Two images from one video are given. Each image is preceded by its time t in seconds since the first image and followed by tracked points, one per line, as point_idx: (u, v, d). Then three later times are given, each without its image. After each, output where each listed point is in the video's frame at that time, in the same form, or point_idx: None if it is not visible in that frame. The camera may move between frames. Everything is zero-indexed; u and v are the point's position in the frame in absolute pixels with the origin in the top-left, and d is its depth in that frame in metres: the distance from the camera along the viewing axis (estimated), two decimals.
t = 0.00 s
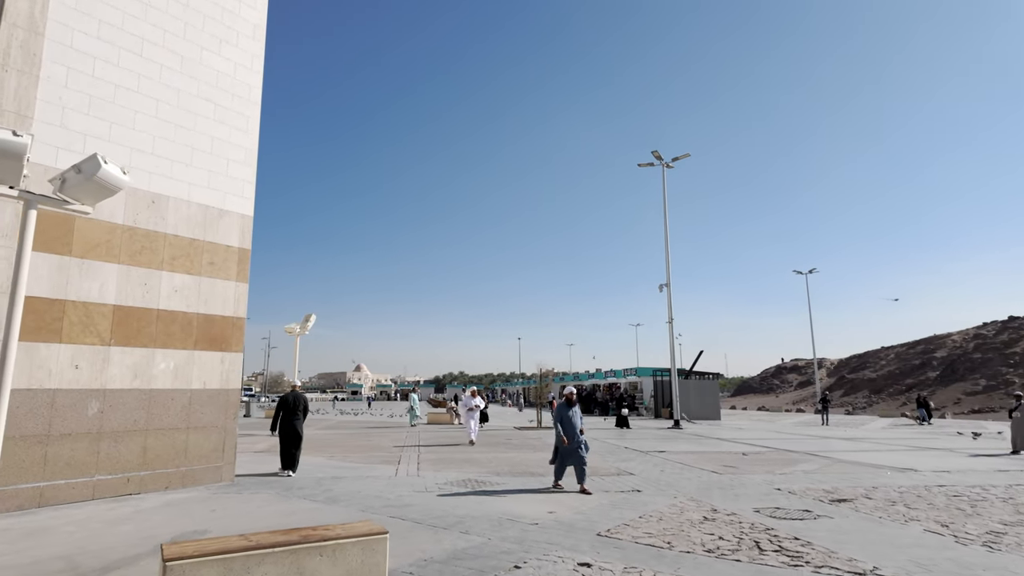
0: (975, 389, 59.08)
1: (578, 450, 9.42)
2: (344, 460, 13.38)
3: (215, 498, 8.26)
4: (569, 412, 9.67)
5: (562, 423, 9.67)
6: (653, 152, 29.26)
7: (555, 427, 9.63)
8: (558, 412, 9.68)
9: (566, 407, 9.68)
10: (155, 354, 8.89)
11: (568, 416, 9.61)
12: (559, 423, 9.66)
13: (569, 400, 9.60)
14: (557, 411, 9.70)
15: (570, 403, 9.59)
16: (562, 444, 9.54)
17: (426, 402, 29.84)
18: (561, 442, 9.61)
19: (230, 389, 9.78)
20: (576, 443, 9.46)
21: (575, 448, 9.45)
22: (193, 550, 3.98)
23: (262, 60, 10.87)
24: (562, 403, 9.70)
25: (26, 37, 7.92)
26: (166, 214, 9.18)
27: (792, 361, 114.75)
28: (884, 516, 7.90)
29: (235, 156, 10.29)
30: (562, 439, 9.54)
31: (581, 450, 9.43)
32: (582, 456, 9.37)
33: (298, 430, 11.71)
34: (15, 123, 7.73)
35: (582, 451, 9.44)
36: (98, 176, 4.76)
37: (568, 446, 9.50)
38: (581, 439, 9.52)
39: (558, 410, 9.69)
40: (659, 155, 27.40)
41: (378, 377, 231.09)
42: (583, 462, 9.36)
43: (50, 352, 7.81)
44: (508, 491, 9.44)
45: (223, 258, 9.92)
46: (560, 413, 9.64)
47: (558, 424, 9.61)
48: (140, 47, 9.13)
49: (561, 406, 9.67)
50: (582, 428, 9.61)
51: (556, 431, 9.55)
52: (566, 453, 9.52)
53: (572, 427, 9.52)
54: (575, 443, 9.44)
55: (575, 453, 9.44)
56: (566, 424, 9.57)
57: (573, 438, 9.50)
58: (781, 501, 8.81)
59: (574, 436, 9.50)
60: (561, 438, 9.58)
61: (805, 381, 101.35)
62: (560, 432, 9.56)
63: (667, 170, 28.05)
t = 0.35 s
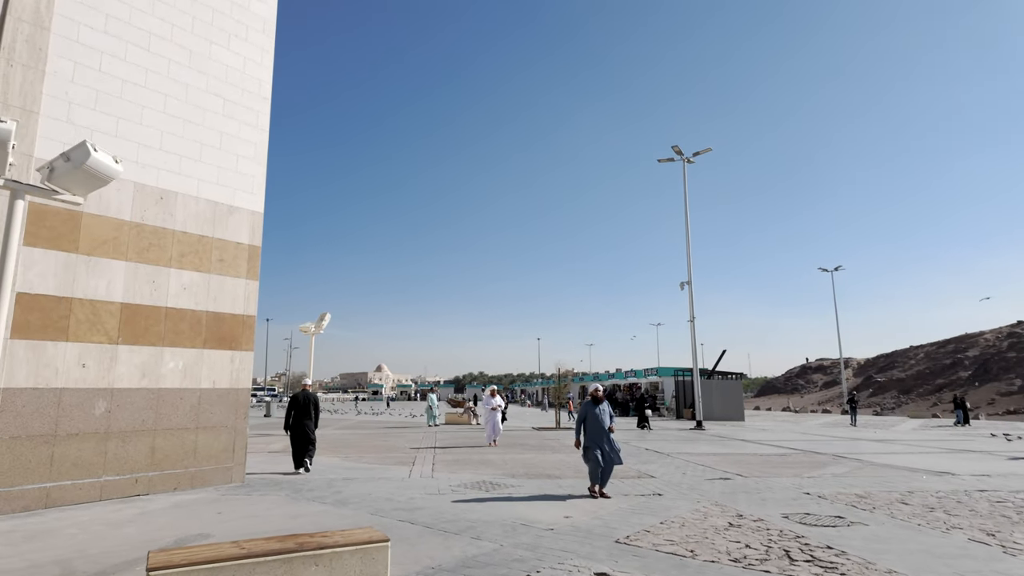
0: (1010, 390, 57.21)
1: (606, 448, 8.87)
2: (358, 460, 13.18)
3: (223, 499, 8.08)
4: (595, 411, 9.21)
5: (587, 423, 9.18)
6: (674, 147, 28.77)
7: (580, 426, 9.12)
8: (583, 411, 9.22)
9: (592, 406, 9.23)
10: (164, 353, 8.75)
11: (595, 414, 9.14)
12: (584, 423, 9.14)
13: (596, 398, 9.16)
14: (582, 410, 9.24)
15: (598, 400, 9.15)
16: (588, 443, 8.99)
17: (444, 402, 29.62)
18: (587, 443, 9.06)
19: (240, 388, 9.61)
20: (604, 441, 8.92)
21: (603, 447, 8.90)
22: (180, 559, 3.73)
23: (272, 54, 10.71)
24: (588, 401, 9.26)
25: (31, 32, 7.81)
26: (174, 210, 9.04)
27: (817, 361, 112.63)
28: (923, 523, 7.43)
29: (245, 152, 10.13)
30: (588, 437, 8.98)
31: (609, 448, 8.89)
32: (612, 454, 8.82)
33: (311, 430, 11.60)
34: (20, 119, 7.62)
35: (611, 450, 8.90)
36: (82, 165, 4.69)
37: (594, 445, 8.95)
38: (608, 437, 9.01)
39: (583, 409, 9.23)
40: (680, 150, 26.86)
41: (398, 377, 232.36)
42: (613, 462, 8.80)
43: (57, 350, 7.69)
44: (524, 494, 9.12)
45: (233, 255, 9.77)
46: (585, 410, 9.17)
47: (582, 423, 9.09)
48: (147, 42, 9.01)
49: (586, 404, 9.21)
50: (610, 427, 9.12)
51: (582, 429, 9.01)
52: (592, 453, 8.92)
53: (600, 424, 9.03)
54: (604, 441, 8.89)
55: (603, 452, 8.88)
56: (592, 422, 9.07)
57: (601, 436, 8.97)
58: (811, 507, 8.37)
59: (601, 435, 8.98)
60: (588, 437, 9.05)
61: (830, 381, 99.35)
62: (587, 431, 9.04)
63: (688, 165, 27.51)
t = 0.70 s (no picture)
0: None
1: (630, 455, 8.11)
2: (369, 461, 12.94)
3: (226, 501, 7.84)
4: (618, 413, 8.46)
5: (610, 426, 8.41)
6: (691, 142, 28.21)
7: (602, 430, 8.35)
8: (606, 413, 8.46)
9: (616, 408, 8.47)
10: (167, 351, 8.55)
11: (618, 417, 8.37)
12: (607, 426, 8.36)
13: (617, 399, 8.45)
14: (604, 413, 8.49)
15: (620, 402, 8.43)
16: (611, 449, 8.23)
17: (459, 401, 29.36)
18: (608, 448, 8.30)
19: (246, 387, 9.40)
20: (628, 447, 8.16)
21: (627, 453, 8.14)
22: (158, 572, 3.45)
23: (278, 46, 10.49)
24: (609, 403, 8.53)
25: (30, 23, 7.65)
26: (177, 206, 8.84)
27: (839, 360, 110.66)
28: (962, 531, 6.96)
29: (250, 146, 9.92)
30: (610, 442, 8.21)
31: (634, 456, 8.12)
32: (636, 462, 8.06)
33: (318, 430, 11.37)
34: (19, 112, 7.46)
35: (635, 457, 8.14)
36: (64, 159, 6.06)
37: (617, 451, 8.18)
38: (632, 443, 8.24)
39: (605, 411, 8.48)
40: (698, 144, 26.33)
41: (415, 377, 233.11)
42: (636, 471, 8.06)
43: (57, 349, 7.51)
44: (536, 497, 8.77)
45: (238, 251, 9.55)
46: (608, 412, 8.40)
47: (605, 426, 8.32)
48: (150, 33, 8.82)
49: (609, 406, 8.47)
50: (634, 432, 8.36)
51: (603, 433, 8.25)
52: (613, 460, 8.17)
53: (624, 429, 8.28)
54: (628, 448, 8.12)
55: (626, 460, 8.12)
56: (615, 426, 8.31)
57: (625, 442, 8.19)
58: (839, 513, 7.92)
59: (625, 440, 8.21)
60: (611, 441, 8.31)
61: (853, 380, 97.54)
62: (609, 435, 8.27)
63: (706, 160, 26.91)
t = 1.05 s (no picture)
0: None
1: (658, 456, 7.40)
2: (380, 462, 12.71)
3: (229, 504, 7.63)
4: (642, 413, 7.72)
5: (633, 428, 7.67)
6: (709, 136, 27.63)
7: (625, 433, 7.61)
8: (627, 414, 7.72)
9: (638, 407, 7.75)
10: (171, 351, 8.38)
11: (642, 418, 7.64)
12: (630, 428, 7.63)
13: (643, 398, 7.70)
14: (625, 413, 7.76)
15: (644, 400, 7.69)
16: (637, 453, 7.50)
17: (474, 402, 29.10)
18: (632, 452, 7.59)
19: (252, 387, 9.20)
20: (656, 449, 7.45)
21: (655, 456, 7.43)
22: None
23: (284, 40, 10.30)
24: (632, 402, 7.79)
25: (30, 16, 7.52)
26: (181, 202, 8.67)
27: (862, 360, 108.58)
28: (1004, 540, 6.50)
29: (256, 141, 9.74)
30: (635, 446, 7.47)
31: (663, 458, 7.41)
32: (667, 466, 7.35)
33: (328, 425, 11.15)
34: (18, 106, 7.33)
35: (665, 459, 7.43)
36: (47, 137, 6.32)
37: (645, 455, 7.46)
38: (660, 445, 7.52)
39: (626, 411, 7.75)
40: (716, 139, 25.76)
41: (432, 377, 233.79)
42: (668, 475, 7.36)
43: (57, 348, 7.36)
44: (549, 501, 8.45)
45: (244, 248, 9.36)
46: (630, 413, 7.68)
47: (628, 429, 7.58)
48: (152, 27, 8.66)
49: (630, 405, 7.75)
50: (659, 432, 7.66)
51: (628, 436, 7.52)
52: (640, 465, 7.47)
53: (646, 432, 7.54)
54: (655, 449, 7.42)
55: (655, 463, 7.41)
56: (639, 427, 7.58)
57: (652, 443, 7.48)
58: (870, 520, 7.48)
59: (651, 442, 7.49)
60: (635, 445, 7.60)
61: (876, 381, 95.63)
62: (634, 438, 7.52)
63: (724, 155, 26.31)
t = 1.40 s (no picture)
0: None
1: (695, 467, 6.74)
2: (395, 464, 12.47)
3: (237, 509, 7.43)
4: (680, 420, 7.06)
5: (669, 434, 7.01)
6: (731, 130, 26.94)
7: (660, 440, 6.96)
8: (663, 418, 7.07)
9: (675, 412, 7.09)
10: (179, 351, 8.22)
11: (680, 425, 6.97)
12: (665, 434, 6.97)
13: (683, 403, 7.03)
14: (660, 417, 7.10)
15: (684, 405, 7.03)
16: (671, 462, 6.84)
17: (492, 402, 28.81)
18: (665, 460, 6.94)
19: (262, 387, 9.01)
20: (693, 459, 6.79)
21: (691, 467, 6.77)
22: None
23: (294, 34, 10.11)
24: (670, 407, 7.13)
25: (35, 11, 7.40)
26: (189, 199, 8.51)
27: (891, 359, 105.93)
28: None
29: (266, 137, 9.55)
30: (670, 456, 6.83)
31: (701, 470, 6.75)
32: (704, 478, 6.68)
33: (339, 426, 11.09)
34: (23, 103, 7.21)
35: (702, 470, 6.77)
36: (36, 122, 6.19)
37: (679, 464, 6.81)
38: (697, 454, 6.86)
39: (663, 415, 7.10)
40: (739, 133, 25.14)
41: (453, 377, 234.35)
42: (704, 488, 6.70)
43: (63, 348, 7.23)
44: (567, 507, 8.10)
45: (253, 246, 9.18)
46: (666, 418, 7.02)
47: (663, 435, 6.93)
48: (160, 22, 8.52)
49: (667, 409, 7.09)
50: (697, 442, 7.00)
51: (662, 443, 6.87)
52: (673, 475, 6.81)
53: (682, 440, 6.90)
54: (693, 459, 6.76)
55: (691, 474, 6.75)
56: (675, 435, 6.93)
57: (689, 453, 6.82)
58: (910, 531, 6.99)
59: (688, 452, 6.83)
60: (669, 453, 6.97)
61: (906, 380, 93.25)
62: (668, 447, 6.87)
63: (747, 148, 25.62)
